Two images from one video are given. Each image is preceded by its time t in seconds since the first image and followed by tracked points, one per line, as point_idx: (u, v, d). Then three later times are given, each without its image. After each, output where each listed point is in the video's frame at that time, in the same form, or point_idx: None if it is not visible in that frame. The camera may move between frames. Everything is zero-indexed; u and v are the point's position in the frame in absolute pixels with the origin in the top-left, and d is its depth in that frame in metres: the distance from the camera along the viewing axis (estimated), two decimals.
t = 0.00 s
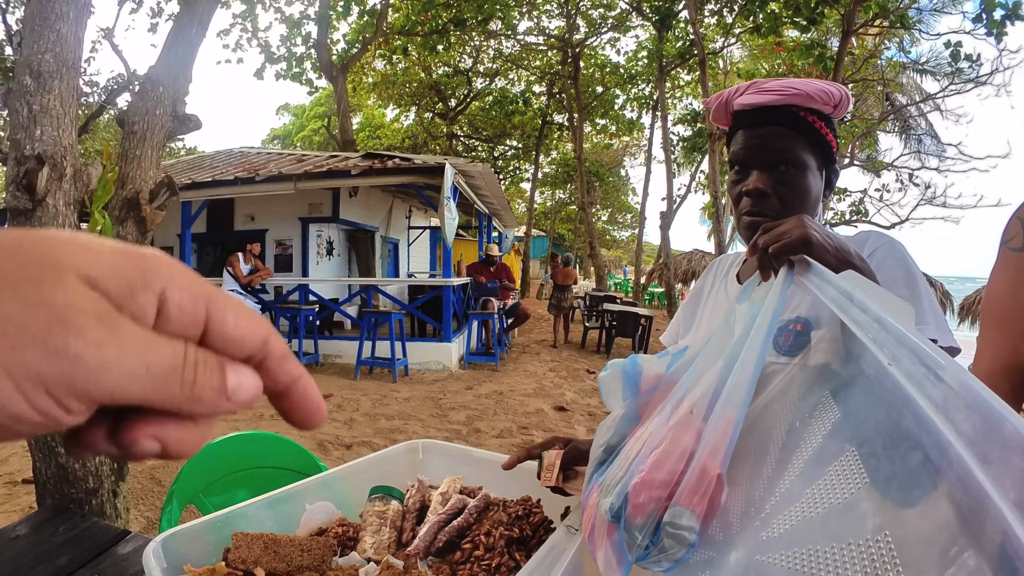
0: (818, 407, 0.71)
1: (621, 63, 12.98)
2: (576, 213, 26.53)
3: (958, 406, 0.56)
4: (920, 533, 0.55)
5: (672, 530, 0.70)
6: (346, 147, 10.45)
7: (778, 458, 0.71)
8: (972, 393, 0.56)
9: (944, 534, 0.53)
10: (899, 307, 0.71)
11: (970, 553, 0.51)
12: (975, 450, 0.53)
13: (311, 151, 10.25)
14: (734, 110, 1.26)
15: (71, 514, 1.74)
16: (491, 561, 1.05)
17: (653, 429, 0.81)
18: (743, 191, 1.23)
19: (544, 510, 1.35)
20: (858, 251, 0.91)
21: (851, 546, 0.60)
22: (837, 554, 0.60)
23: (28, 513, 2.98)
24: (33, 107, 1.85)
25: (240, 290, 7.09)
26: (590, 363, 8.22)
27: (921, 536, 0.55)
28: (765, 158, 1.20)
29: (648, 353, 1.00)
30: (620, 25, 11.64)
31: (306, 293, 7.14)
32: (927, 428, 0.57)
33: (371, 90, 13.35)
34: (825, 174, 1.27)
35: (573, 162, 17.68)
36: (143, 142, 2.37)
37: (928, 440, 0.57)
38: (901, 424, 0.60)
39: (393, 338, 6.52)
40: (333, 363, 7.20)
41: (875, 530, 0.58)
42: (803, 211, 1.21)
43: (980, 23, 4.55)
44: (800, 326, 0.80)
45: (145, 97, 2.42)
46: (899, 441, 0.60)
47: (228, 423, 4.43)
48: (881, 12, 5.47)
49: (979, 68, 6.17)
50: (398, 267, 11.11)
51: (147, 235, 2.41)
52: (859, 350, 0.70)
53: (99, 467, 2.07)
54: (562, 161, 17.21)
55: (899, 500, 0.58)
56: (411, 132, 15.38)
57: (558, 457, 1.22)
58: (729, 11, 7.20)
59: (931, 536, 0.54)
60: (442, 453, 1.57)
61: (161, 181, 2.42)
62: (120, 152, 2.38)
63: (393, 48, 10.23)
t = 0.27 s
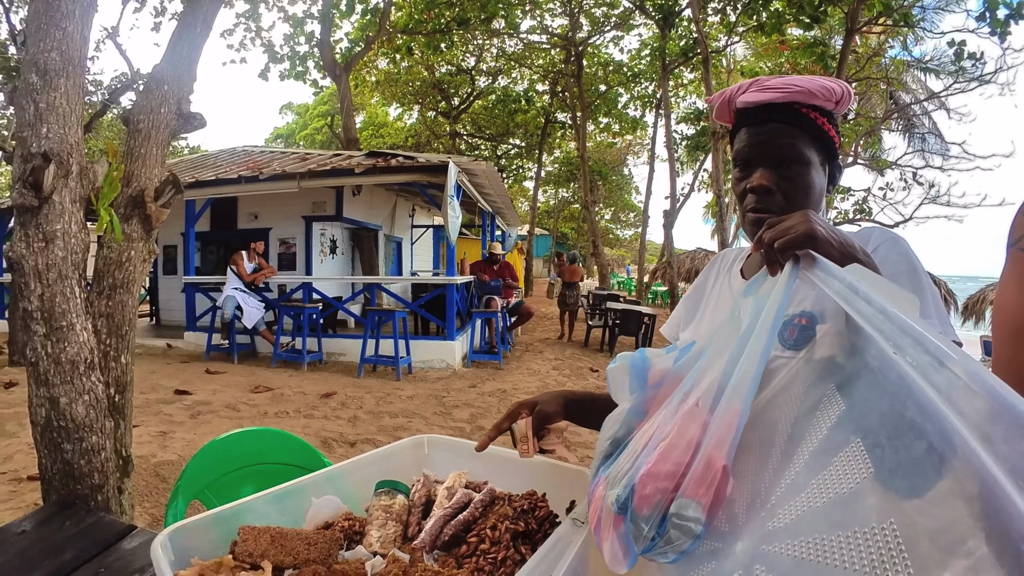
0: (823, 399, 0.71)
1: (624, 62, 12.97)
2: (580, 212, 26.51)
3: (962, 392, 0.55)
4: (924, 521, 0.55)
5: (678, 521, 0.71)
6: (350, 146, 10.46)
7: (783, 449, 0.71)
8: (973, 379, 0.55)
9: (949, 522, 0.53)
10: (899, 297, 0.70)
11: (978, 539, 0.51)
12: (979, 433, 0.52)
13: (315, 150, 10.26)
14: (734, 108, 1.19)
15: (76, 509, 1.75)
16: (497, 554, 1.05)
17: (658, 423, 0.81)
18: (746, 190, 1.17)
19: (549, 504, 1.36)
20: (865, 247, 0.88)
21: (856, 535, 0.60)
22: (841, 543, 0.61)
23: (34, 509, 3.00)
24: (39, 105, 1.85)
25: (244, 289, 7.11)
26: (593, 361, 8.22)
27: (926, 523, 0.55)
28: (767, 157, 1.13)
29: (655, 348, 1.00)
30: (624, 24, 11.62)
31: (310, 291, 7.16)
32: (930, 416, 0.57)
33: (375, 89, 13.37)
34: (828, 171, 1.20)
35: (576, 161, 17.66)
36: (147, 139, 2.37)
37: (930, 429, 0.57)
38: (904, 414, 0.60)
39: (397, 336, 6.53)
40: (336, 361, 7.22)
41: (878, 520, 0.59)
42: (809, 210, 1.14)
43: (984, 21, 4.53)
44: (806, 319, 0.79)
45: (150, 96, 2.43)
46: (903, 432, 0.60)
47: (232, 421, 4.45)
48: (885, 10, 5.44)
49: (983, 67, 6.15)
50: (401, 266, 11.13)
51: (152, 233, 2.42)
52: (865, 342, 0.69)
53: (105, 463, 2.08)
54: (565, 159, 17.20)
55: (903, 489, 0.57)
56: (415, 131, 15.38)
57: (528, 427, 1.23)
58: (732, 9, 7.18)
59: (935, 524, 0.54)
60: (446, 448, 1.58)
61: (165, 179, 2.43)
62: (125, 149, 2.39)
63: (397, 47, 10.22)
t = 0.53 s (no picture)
0: (832, 402, 0.70)
1: (626, 61, 12.95)
2: (582, 211, 26.53)
3: (971, 396, 0.54)
4: (931, 526, 0.54)
5: (684, 522, 0.71)
6: (352, 145, 10.47)
7: (791, 449, 0.71)
8: (981, 383, 0.54)
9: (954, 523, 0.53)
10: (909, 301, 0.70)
11: (982, 539, 0.50)
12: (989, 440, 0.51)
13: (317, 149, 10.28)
14: (723, 115, 1.20)
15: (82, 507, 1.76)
16: (501, 551, 1.06)
17: (665, 424, 0.80)
18: (736, 197, 1.19)
19: (554, 502, 1.36)
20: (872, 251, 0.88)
21: (862, 538, 0.60)
22: (845, 544, 0.61)
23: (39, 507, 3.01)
24: (44, 104, 1.86)
25: (247, 287, 7.11)
26: (596, 360, 8.22)
27: (932, 529, 0.54)
28: (751, 162, 1.14)
29: (663, 347, 0.99)
30: (626, 22, 11.61)
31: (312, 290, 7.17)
32: (938, 421, 0.56)
33: (377, 88, 13.38)
34: (824, 167, 1.16)
35: (578, 160, 17.63)
36: (151, 139, 2.37)
37: (937, 434, 0.56)
38: (913, 419, 0.59)
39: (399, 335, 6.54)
40: (339, 359, 7.23)
41: (884, 522, 0.58)
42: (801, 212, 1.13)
43: (988, 20, 4.50)
44: (813, 320, 0.78)
45: (153, 95, 2.43)
46: (910, 436, 0.59)
47: (236, 419, 4.47)
48: (888, 9, 5.42)
49: (986, 65, 6.13)
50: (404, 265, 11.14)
51: (156, 232, 2.43)
52: (872, 347, 0.68)
53: (109, 462, 2.09)
54: (567, 158, 17.21)
55: (910, 492, 0.57)
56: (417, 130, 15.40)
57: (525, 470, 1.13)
58: (735, 8, 7.17)
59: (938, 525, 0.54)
60: (451, 447, 1.58)
61: (169, 178, 2.43)
62: (129, 149, 2.39)
63: (399, 46, 10.22)
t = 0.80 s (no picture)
0: (830, 400, 0.70)
1: (628, 60, 12.94)
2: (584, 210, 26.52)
3: (968, 394, 0.54)
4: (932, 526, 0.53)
5: (682, 522, 0.70)
6: (354, 144, 10.47)
7: (789, 449, 0.70)
8: (977, 381, 0.54)
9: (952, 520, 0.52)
10: (909, 299, 0.69)
11: (978, 538, 0.50)
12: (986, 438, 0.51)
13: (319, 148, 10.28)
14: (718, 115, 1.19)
15: (84, 506, 1.76)
16: (501, 550, 1.05)
17: (664, 423, 0.80)
18: (733, 195, 1.17)
19: (555, 500, 1.35)
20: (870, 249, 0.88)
21: (860, 537, 0.59)
22: (843, 545, 0.60)
23: (41, 505, 3.02)
24: (46, 104, 1.86)
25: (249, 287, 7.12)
26: (598, 359, 8.21)
27: (931, 528, 0.53)
28: (747, 159, 1.13)
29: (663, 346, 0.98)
30: (628, 22, 11.60)
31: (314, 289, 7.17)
32: (936, 420, 0.56)
33: (379, 87, 13.38)
34: (819, 165, 1.16)
35: (580, 159, 17.61)
36: (153, 138, 2.37)
37: (935, 433, 0.56)
38: (911, 417, 0.59)
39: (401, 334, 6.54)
40: (341, 358, 7.24)
41: (882, 522, 0.58)
42: (798, 209, 1.12)
43: (990, 20, 4.47)
44: (812, 319, 0.78)
45: (155, 94, 2.43)
46: (908, 434, 0.59)
47: (237, 418, 4.47)
48: (890, 8, 5.40)
49: (989, 65, 6.10)
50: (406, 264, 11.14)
51: (158, 231, 2.43)
52: (871, 345, 0.68)
53: (111, 460, 2.09)
54: (570, 157, 17.21)
55: (907, 490, 0.56)
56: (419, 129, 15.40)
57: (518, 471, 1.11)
58: (737, 7, 7.15)
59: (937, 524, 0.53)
60: (452, 444, 1.58)
61: (171, 177, 2.44)
62: (131, 148, 2.39)
63: (401, 45, 10.22)
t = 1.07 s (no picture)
0: (831, 391, 0.69)
1: (630, 59, 12.91)
2: (586, 209, 26.50)
3: (969, 381, 0.54)
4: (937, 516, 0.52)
5: (684, 516, 0.69)
6: (355, 143, 10.47)
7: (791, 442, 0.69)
8: (980, 363, 0.54)
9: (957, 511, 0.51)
10: (906, 284, 0.70)
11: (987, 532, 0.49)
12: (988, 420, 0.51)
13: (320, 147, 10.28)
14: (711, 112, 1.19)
15: (84, 504, 1.75)
16: (502, 549, 1.05)
17: (666, 419, 0.79)
18: (726, 191, 1.15)
19: (556, 500, 1.34)
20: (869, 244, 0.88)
21: (864, 527, 0.58)
22: (844, 534, 0.59)
23: (42, 504, 3.03)
24: (47, 102, 1.86)
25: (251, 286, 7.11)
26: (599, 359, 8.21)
27: (936, 519, 0.52)
28: (739, 153, 1.12)
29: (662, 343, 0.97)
30: (629, 21, 11.57)
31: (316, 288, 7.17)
32: (937, 407, 0.56)
33: (381, 86, 13.37)
34: (814, 160, 1.14)
35: (582, 158, 17.58)
36: (155, 136, 2.37)
37: (938, 421, 0.55)
38: (913, 407, 0.58)
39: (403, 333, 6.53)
40: (343, 358, 7.24)
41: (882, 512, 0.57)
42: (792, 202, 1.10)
43: (992, 18, 4.45)
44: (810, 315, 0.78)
45: (156, 93, 2.42)
46: (910, 425, 0.58)
47: (239, 417, 4.47)
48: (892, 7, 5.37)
49: (991, 64, 6.07)
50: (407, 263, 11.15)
51: (159, 230, 2.43)
52: (872, 337, 0.68)
53: (112, 459, 2.09)
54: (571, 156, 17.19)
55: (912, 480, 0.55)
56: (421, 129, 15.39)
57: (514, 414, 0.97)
58: (739, 6, 7.13)
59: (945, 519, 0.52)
60: (454, 444, 1.56)
61: (172, 176, 2.43)
62: (131, 147, 2.38)
63: (402, 44, 10.22)
